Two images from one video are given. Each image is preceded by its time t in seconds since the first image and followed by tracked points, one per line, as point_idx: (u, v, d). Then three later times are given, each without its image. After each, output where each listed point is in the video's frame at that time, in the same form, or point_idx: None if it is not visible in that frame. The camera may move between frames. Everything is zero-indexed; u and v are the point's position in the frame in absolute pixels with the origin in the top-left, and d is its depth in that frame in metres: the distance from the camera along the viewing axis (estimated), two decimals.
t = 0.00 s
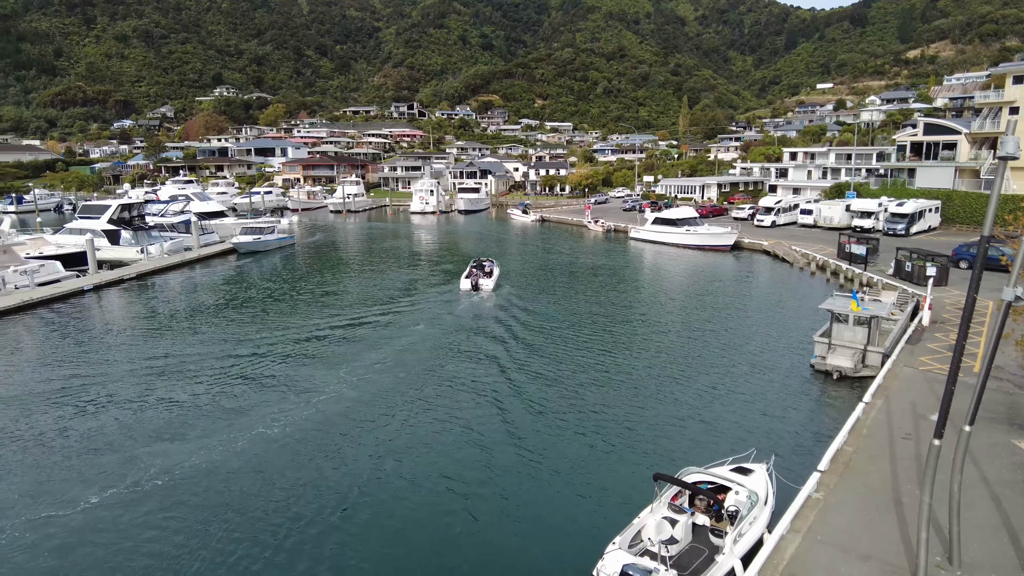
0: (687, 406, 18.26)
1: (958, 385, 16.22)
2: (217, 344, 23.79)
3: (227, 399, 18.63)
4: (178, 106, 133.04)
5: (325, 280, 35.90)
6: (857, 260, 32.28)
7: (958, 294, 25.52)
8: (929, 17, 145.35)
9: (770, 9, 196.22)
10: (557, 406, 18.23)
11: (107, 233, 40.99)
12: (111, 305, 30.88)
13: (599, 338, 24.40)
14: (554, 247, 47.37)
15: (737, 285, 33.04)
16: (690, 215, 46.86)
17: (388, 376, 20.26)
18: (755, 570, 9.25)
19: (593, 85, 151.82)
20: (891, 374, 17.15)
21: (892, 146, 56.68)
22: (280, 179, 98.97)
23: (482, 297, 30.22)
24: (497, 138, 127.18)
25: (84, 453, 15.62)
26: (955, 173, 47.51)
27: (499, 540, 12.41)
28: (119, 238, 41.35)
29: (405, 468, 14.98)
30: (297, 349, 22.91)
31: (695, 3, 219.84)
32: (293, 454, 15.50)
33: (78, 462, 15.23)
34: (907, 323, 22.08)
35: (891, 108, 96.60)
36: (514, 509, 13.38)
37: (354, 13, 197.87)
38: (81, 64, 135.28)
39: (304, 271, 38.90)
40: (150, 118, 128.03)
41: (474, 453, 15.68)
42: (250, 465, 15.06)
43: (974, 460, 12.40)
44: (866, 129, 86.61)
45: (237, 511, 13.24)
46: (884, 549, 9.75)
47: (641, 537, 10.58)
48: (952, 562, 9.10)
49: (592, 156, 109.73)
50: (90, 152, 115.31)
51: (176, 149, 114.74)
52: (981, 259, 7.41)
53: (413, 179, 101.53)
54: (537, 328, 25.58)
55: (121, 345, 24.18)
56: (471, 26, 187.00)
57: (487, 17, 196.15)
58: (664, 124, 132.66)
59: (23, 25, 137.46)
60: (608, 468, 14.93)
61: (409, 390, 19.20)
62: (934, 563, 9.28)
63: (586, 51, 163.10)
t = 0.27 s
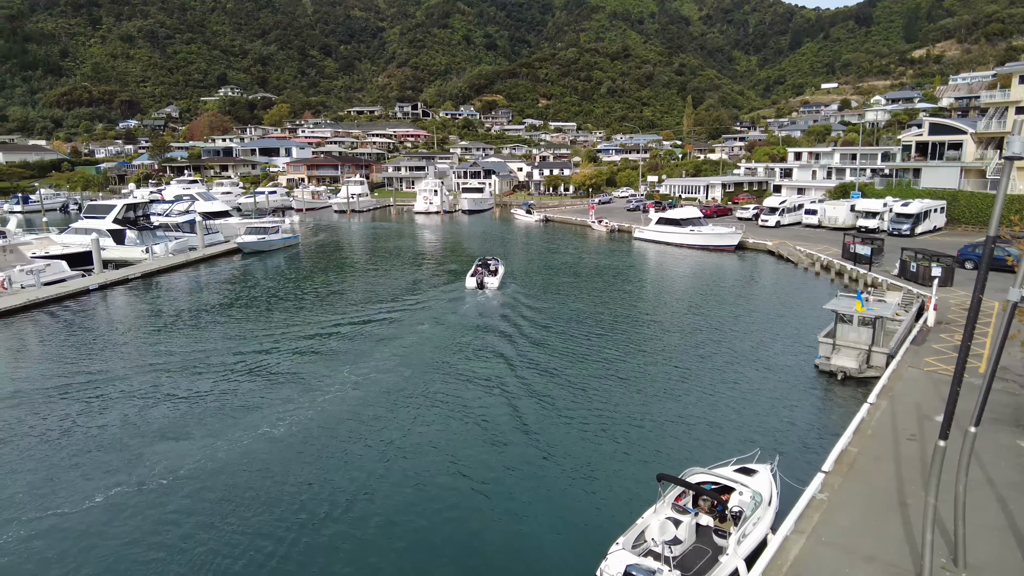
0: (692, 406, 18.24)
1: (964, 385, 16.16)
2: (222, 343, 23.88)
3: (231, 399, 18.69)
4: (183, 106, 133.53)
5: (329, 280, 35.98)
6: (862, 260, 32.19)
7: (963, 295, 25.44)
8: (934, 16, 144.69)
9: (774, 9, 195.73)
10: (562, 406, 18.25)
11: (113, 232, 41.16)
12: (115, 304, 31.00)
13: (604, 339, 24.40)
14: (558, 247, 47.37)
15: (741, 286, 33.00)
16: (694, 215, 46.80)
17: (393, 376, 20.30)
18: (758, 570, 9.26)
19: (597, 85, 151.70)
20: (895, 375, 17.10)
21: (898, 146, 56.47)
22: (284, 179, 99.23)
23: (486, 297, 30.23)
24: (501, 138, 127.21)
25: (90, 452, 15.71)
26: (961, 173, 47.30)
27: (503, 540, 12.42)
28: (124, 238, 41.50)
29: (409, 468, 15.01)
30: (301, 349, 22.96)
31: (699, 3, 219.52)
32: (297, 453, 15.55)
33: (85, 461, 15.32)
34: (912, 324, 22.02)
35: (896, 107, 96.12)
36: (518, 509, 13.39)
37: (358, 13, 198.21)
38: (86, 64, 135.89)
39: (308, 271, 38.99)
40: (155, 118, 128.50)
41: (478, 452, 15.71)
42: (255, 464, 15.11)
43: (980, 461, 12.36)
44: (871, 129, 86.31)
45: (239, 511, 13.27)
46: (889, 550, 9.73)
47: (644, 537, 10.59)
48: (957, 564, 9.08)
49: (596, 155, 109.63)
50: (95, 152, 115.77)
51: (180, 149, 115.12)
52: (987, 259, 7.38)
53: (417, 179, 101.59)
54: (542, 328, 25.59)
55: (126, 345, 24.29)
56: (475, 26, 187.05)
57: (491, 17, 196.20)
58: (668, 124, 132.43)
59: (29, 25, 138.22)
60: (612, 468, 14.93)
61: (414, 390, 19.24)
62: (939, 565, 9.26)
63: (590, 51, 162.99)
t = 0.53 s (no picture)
0: (698, 407, 18.20)
1: (970, 387, 16.10)
2: (228, 342, 23.99)
3: (237, 398, 18.76)
4: (189, 106, 134.09)
5: (335, 279, 36.07)
6: (868, 261, 32.06)
7: (970, 295, 25.33)
8: (942, 16, 143.98)
9: (780, 9, 195.14)
10: (567, 406, 18.25)
11: (119, 232, 41.41)
12: (122, 303, 31.15)
13: (610, 339, 24.40)
14: (563, 247, 47.36)
15: (747, 286, 32.92)
16: (699, 215, 46.72)
17: (398, 375, 20.34)
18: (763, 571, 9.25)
19: (602, 85, 151.52)
20: (901, 376, 17.03)
21: (904, 146, 56.21)
22: (289, 179, 99.49)
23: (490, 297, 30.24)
24: (505, 138, 127.23)
25: (97, 451, 15.79)
26: (968, 173, 47.07)
27: (508, 540, 12.44)
28: (130, 237, 41.68)
29: (414, 467, 15.04)
30: (306, 348, 23.03)
31: (704, 3, 219.08)
32: (303, 453, 15.59)
33: (92, 459, 15.40)
34: (918, 325, 21.96)
35: (902, 107, 95.75)
36: (523, 509, 13.41)
37: (363, 13, 198.59)
38: (93, 64, 136.64)
39: (313, 271, 39.09)
40: (161, 118, 129.07)
41: (483, 452, 15.73)
42: (261, 463, 15.15)
43: (987, 463, 12.30)
44: (877, 129, 85.98)
45: (246, 510, 13.31)
46: (894, 552, 9.71)
47: (649, 538, 10.61)
48: (964, 566, 9.05)
49: (601, 155, 109.56)
50: (102, 152, 116.30)
51: (186, 149, 115.59)
52: (994, 260, 7.36)
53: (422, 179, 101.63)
54: (548, 328, 25.60)
55: (132, 344, 24.42)
56: (480, 26, 187.10)
57: (496, 17, 196.18)
58: (673, 124, 132.12)
59: (37, 26, 139.10)
60: (618, 468, 14.91)
61: (419, 390, 19.28)
62: (944, 566, 9.24)
63: (595, 51, 162.82)
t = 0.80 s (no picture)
0: (703, 407, 18.19)
1: (976, 388, 16.04)
2: (233, 342, 24.08)
3: (242, 397, 18.83)
4: (195, 106, 134.65)
5: (339, 279, 36.18)
6: (873, 261, 31.93)
7: (976, 296, 25.24)
8: (948, 15, 143.38)
9: (785, 9, 194.60)
10: (572, 406, 18.28)
11: (125, 232, 41.62)
12: (128, 303, 31.32)
13: (616, 339, 24.40)
14: (567, 247, 47.36)
15: (751, 286, 32.87)
16: (704, 215, 46.66)
17: (403, 375, 20.40)
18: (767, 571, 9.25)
19: (607, 85, 151.38)
20: (907, 377, 16.97)
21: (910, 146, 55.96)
22: (294, 179, 99.77)
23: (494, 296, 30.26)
24: (510, 138, 127.28)
25: (103, 450, 15.87)
26: (974, 173, 46.85)
27: (513, 540, 12.45)
28: (136, 237, 41.88)
29: (419, 467, 15.08)
30: (311, 347, 23.09)
31: (709, 3, 218.69)
32: (308, 452, 15.64)
33: (98, 458, 15.48)
34: (923, 325, 21.91)
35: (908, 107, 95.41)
36: (527, 508, 13.45)
37: (368, 13, 198.93)
38: (99, 65, 137.33)
39: (318, 270, 39.21)
40: (167, 118, 129.63)
41: (488, 452, 15.76)
42: (267, 463, 15.18)
43: (992, 464, 12.27)
44: (882, 129, 85.69)
45: (253, 509, 13.36)
46: (899, 553, 9.71)
47: (653, 538, 10.61)
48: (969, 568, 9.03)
49: (605, 155, 109.51)
50: (108, 152, 116.82)
51: (192, 149, 116.03)
52: (1001, 260, 7.33)
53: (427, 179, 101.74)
54: (553, 328, 25.61)
55: (138, 343, 24.55)
56: (485, 26, 187.19)
57: (500, 16, 196.20)
58: (678, 124, 131.89)
59: (44, 26, 139.89)
60: (622, 469, 14.92)
61: (423, 389, 19.33)
62: (950, 568, 9.22)
63: (599, 51, 162.68)
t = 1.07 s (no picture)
0: (708, 408, 18.16)
1: (981, 389, 15.98)
2: (238, 341, 24.15)
3: (247, 396, 18.88)
4: (199, 106, 135.05)
5: (343, 279, 36.24)
6: (878, 261, 31.79)
7: (982, 297, 25.12)
8: (954, 15, 142.74)
9: (790, 8, 194.00)
10: (577, 406, 18.26)
11: (130, 232, 41.77)
12: (133, 302, 31.45)
13: (621, 339, 24.36)
14: (571, 247, 47.33)
15: (756, 287, 32.81)
16: (708, 215, 46.58)
17: (407, 374, 20.42)
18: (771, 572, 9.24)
19: (611, 85, 151.16)
20: (912, 378, 16.91)
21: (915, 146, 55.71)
22: (299, 179, 100.00)
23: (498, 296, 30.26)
24: (514, 138, 127.27)
25: (108, 449, 15.91)
26: (980, 173, 46.62)
27: (517, 541, 12.44)
28: (141, 237, 42.02)
29: (422, 466, 15.09)
30: (315, 347, 23.13)
31: (713, 3, 218.25)
32: (312, 452, 15.66)
33: (103, 457, 15.52)
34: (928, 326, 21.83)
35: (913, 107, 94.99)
36: (532, 508, 13.44)
37: (372, 14, 199.17)
38: (105, 65, 137.89)
39: (322, 270, 39.32)
40: (172, 118, 130.06)
41: (492, 452, 15.75)
42: (271, 463, 15.19)
43: (998, 466, 12.21)
44: (888, 129, 85.37)
45: (258, 508, 13.40)
46: (904, 554, 9.67)
47: (657, 539, 10.60)
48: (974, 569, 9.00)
49: (609, 155, 109.44)
50: (113, 152, 117.28)
51: (196, 149, 116.35)
52: (1006, 261, 7.29)
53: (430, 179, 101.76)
54: (558, 328, 25.61)
55: (143, 342, 24.63)
56: (489, 26, 187.20)
57: (504, 16, 196.19)
58: (682, 124, 131.64)
59: (50, 27, 140.59)
60: (627, 469, 14.89)
61: (427, 389, 19.32)
62: (955, 569, 9.19)
63: (603, 51, 162.50)
